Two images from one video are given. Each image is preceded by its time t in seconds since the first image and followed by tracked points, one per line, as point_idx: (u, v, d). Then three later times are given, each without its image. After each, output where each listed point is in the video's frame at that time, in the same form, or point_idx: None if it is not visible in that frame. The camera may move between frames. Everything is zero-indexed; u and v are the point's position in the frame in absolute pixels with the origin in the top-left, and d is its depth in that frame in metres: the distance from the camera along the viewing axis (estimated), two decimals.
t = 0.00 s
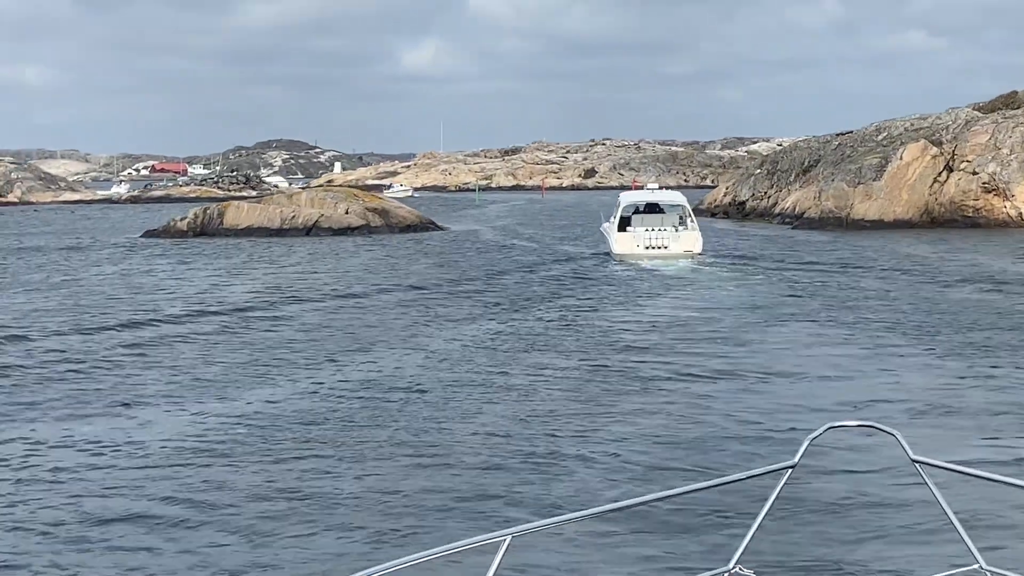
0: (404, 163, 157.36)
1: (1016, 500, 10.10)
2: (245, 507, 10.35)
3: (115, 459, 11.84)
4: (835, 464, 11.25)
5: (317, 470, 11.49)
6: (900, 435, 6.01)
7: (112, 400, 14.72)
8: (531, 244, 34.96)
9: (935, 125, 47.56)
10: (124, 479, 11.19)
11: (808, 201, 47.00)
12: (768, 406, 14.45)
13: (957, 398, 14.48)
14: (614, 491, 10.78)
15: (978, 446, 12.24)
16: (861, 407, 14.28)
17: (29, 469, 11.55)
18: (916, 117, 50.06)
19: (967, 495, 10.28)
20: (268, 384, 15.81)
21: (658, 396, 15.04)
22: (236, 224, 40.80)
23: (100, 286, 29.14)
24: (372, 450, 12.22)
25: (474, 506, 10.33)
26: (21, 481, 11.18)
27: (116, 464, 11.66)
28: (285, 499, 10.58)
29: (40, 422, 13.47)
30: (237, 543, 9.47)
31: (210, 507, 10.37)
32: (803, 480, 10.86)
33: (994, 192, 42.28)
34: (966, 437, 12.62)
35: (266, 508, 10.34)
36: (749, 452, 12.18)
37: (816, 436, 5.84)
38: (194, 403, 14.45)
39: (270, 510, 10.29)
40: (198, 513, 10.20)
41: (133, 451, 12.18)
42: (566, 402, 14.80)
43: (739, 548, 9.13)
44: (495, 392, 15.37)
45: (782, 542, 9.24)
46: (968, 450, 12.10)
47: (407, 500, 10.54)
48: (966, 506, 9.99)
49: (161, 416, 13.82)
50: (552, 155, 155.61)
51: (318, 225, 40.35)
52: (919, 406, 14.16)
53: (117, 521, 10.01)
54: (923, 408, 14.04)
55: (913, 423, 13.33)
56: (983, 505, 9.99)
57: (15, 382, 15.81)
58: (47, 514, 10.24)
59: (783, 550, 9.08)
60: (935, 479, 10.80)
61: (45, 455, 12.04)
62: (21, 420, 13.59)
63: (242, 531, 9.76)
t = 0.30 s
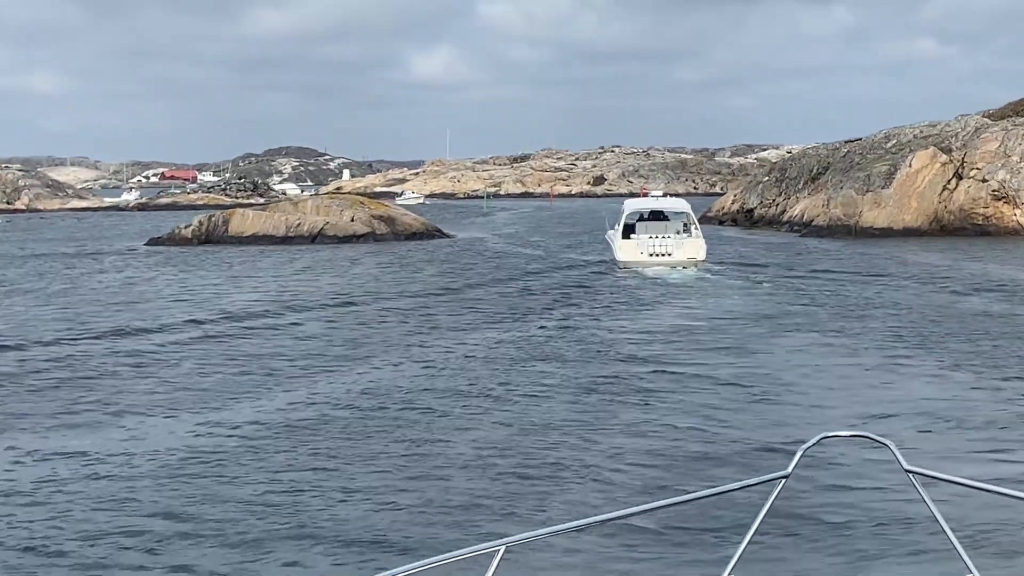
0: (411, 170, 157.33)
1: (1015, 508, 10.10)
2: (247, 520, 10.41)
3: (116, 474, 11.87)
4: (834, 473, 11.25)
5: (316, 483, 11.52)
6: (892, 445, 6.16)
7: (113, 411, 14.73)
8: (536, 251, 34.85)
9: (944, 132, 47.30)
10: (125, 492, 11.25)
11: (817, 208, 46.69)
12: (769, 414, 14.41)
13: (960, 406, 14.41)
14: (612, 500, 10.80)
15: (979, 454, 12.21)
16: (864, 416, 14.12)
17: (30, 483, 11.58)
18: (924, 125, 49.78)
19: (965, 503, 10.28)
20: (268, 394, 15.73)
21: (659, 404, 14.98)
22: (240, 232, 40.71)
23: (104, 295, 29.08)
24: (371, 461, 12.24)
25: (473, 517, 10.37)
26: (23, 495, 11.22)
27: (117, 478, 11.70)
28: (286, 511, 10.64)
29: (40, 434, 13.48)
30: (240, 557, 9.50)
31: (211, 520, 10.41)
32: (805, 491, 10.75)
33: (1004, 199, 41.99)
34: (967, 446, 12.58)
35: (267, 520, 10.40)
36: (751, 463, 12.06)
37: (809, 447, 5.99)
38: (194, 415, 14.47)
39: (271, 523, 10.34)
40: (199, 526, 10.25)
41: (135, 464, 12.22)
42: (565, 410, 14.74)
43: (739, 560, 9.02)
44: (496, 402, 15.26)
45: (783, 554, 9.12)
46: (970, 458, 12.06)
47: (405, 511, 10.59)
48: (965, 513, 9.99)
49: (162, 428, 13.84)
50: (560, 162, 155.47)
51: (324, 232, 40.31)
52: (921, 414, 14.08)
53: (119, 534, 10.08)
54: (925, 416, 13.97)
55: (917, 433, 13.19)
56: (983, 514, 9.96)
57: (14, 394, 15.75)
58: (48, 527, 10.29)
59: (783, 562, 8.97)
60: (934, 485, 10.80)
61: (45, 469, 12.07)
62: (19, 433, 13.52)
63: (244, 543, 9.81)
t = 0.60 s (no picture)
0: (417, 176, 157.30)
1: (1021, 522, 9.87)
2: (235, 532, 10.23)
3: (103, 484, 11.69)
4: (835, 486, 11.02)
5: (307, 493, 11.33)
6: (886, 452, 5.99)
7: (104, 420, 14.54)
8: (539, 258, 34.71)
9: (951, 138, 47.01)
10: (113, 503, 11.07)
11: (823, 215, 46.40)
12: (769, 424, 14.17)
13: (965, 417, 14.15)
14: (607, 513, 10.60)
15: (985, 466, 11.95)
16: (863, 426, 13.97)
17: (15, 493, 11.41)
18: (931, 131, 49.50)
19: (970, 516, 10.05)
20: (262, 402, 15.63)
21: (658, 414, 14.74)
22: (243, 238, 40.62)
23: (104, 300, 29.01)
24: (364, 472, 12.05)
25: (466, 530, 10.17)
26: (11, 503, 11.12)
27: (104, 489, 11.52)
28: (275, 523, 10.45)
29: (31, 442, 13.36)
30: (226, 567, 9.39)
31: (198, 532, 10.22)
32: (798, 503, 10.61)
33: (1011, 206, 41.67)
34: (973, 457, 12.33)
35: (257, 532, 10.22)
36: (746, 474, 11.92)
37: (801, 455, 5.80)
38: (186, 424, 14.28)
39: (260, 534, 10.16)
40: (186, 538, 10.07)
41: (124, 475, 12.04)
42: (562, 420, 14.52)
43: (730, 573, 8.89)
44: (491, 411, 15.15)
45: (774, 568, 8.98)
46: (976, 470, 11.81)
47: (397, 522, 10.40)
48: (969, 527, 9.76)
49: (152, 437, 13.65)
50: (567, 169, 155.31)
51: (326, 238, 40.15)
52: (926, 425, 13.82)
53: (104, 546, 9.90)
54: (930, 427, 13.71)
55: (915, 443, 13.03)
56: (987, 528, 9.73)
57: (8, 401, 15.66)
58: (35, 537, 10.16)
59: None
60: (938, 497, 10.57)
61: (31, 480, 11.89)
62: (10, 441, 13.44)
63: (231, 554, 9.64)
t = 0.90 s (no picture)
0: (419, 179, 157.11)
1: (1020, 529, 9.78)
2: (229, 536, 10.17)
3: (97, 488, 11.62)
4: (832, 492, 10.96)
5: (302, 497, 11.28)
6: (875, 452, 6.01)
7: (99, 425, 14.47)
8: (539, 261, 34.62)
9: (954, 141, 46.78)
10: (107, 506, 11.01)
11: (825, 218, 46.21)
12: (767, 427, 14.08)
13: (965, 422, 14.03)
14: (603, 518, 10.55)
15: (985, 471, 11.85)
16: (859, 429, 13.89)
17: (7, 498, 11.34)
18: (933, 134, 49.30)
19: (969, 522, 9.97)
20: (256, 407, 15.54)
21: (653, 418, 14.66)
22: (241, 241, 40.49)
23: (102, 303, 28.90)
24: (359, 476, 11.99)
25: (460, 535, 10.12)
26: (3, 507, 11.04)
27: (97, 493, 11.44)
28: (269, 526, 10.39)
29: (22, 447, 13.26)
30: (218, 571, 9.33)
31: (191, 536, 10.16)
32: (793, 507, 10.55)
33: (1014, 210, 41.45)
34: (972, 462, 12.23)
35: (251, 536, 10.16)
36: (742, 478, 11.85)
37: (792, 456, 5.80)
38: (180, 428, 14.22)
39: (254, 538, 10.10)
40: (179, 542, 10.01)
41: (117, 478, 11.98)
42: (558, 425, 14.44)
43: None
44: (486, 415, 15.07)
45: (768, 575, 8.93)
46: (976, 475, 11.71)
47: (391, 527, 10.34)
48: (968, 534, 9.69)
49: (146, 442, 13.58)
50: (569, 172, 155.18)
51: (325, 241, 40.04)
52: (926, 429, 13.71)
53: (97, 549, 9.84)
54: (930, 431, 13.60)
55: (912, 447, 12.94)
56: (984, 534, 9.68)
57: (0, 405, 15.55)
58: (25, 541, 10.09)
59: None
60: (937, 502, 10.49)
61: (24, 484, 11.82)
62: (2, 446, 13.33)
63: (225, 558, 9.62)
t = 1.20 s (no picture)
0: (417, 181, 156.82)
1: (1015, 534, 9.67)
2: (214, 548, 10.07)
3: (81, 500, 11.50)
4: (825, 500, 10.82)
5: (291, 508, 11.18)
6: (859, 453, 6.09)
7: (84, 431, 14.32)
8: (534, 264, 34.46)
9: (952, 143, 46.60)
10: (91, 519, 10.90)
11: (822, 221, 46.02)
12: (759, 432, 13.89)
13: (961, 426, 13.84)
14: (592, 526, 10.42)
15: (980, 476, 11.70)
16: (854, 432, 13.77)
17: None
18: (931, 136, 49.14)
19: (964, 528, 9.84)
20: (246, 412, 15.40)
21: (646, 422, 14.52)
22: (236, 243, 40.28)
23: (94, 306, 28.72)
24: (345, 486, 11.86)
25: (448, 546, 10.01)
26: None
27: (81, 505, 11.33)
28: (255, 539, 10.29)
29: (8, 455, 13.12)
30: None
31: (175, 549, 10.05)
32: (786, 515, 10.45)
33: (1012, 212, 41.36)
34: (968, 466, 12.07)
35: (235, 549, 10.08)
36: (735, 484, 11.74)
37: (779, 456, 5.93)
38: (169, 436, 14.09)
39: (239, 551, 10.00)
40: (163, 555, 9.90)
41: (103, 489, 11.86)
42: (548, 429, 14.28)
43: None
44: (477, 419, 14.93)
45: None
46: (973, 480, 11.55)
47: (377, 538, 10.22)
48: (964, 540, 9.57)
49: (130, 450, 13.44)
50: (567, 174, 154.97)
51: (320, 244, 39.84)
52: (920, 434, 13.51)
53: (80, 563, 9.74)
54: (927, 436, 13.41)
55: (906, 450, 12.82)
56: (979, 540, 9.58)
57: None
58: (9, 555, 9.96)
59: None
60: (931, 509, 10.36)
61: (9, 495, 11.69)
62: None
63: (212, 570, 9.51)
